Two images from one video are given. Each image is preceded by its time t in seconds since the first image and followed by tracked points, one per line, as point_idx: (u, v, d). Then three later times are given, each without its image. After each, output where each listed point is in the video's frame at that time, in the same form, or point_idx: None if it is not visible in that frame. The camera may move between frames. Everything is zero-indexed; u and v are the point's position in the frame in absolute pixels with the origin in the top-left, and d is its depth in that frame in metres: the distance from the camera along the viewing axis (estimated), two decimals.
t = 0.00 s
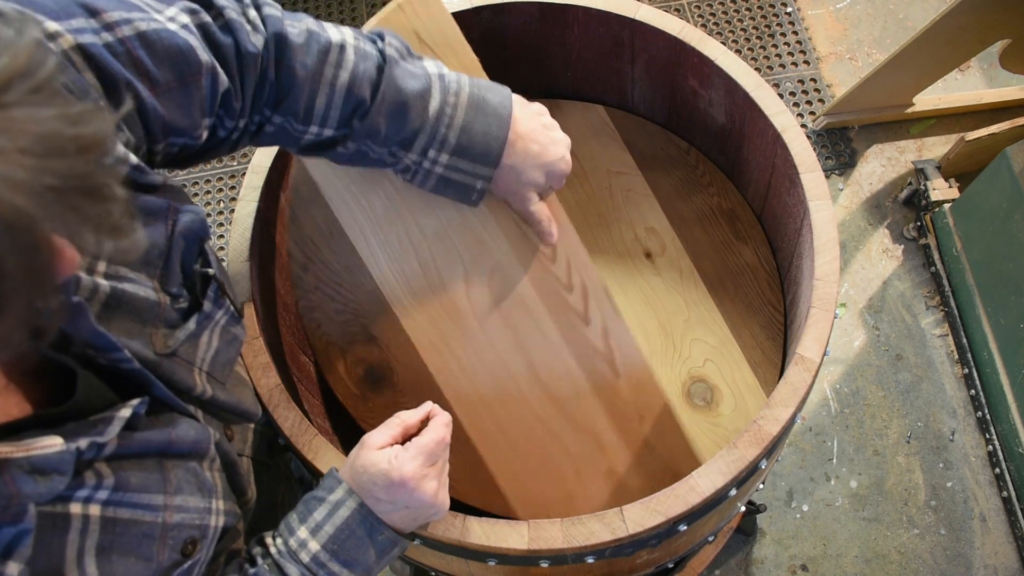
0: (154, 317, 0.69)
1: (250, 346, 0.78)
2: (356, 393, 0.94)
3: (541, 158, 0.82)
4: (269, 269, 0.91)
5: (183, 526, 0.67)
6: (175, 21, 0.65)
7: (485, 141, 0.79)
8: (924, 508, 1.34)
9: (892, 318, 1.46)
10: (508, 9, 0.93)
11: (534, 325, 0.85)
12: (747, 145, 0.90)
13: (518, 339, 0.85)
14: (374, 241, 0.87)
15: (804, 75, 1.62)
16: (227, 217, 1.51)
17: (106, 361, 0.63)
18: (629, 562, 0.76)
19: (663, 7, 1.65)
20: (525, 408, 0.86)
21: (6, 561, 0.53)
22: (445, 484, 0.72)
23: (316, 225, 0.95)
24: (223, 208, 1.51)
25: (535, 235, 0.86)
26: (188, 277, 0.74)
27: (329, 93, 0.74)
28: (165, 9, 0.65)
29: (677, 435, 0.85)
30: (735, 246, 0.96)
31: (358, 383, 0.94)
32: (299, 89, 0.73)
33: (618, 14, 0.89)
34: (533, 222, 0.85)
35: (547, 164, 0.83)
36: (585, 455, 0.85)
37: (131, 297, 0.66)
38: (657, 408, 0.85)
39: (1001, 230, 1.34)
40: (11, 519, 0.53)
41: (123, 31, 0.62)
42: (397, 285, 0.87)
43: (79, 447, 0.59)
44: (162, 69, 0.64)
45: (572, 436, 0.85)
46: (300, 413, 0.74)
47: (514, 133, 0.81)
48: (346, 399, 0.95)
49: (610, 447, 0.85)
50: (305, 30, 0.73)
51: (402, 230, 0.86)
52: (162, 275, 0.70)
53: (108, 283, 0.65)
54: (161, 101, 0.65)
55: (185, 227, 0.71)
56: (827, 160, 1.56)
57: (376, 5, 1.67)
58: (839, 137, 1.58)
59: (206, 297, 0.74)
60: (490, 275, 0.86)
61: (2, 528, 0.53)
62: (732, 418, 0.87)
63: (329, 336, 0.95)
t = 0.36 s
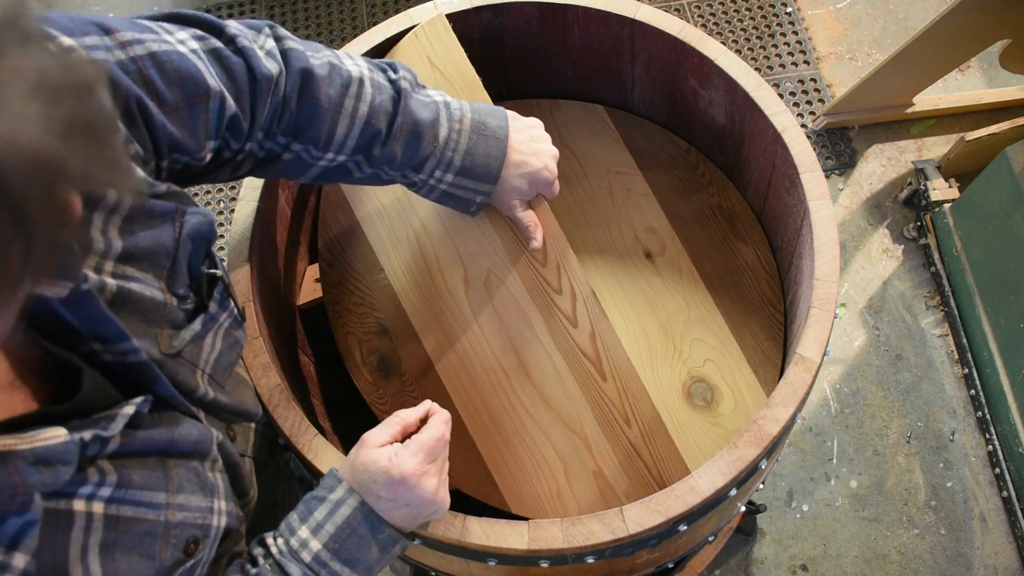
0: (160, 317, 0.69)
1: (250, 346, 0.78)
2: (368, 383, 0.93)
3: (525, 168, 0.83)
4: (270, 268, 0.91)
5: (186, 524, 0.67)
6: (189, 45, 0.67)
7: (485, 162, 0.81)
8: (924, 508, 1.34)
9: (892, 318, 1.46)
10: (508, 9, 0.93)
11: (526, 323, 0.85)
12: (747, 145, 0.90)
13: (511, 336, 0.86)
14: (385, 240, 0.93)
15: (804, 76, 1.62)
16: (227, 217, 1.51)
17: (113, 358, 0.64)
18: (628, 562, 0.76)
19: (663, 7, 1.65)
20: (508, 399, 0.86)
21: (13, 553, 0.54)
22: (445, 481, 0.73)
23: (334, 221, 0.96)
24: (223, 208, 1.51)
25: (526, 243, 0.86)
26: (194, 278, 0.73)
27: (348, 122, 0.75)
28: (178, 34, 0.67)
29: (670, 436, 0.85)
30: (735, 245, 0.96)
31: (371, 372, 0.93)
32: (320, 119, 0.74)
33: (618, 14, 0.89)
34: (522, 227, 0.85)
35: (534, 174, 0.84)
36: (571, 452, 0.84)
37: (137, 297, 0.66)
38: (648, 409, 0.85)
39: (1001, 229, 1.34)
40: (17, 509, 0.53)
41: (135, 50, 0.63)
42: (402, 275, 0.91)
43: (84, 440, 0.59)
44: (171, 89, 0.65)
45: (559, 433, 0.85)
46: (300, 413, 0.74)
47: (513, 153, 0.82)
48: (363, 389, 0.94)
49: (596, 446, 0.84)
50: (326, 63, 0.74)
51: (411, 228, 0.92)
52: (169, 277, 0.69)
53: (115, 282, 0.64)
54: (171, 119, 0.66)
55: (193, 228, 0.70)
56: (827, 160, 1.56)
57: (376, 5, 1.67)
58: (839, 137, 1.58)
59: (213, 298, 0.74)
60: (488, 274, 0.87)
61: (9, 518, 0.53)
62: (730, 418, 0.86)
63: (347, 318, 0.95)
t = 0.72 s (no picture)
0: (165, 306, 0.69)
1: (251, 345, 0.79)
2: (344, 373, 0.93)
3: (543, 151, 0.83)
4: (269, 267, 0.91)
5: (191, 519, 0.67)
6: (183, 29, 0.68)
7: (488, 135, 0.80)
8: (924, 508, 1.34)
9: (892, 318, 1.46)
10: (508, 8, 0.93)
11: (525, 314, 0.86)
12: (747, 145, 0.90)
13: (511, 329, 0.86)
14: (371, 216, 0.90)
15: (804, 75, 1.62)
16: (227, 217, 1.51)
17: (120, 344, 0.64)
18: (628, 562, 0.76)
19: (664, 7, 1.65)
20: (505, 391, 0.86)
21: (24, 533, 0.54)
22: (445, 478, 0.73)
23: (313, 200, 0.93)
24: (223, 209, 1.51)
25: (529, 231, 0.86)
26: (199, 268, 0.73)
27: (336, 97, 0.76)
28: (175, 20, 0.68)
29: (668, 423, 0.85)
30: (735, 245, 0.96)
31: (347, 361, 0.93)
32: (307, 93, 0.75)
33: (618, 14, 0.89)
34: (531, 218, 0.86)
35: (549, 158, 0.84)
36: (568, 447, 0.85)
37: (142, 283, 0.66)
38: (648, 406, 0.86)
39: (1001, 229, 1.34)
40: (28, 482, 0.53)
41: (135, 38, 0.64)
42: (393, 265, 0.89)
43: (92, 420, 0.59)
44: (172, 75, 0.66)
45: (556, 428, 0.85)
46: (300, 413, 0.74)
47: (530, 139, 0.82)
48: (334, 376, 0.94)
49: (593, 441, 0.85)
50: (310, 38, 0.75)
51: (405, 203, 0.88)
52: (173, 265, 0.69)
53: (119, 268, 0.64)
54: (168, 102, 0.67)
55: (196, 217, 0.71)
56: (827, 160, 1.56)
57: (377, 5, 1.67)
58: (839, 137, 1.58)
59: (216, 287, 0.74)
60: (487, 261, 0.86)
61: (20, 495, 0.53)
62: (732, 418, 0.86)
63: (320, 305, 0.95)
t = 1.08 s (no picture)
0: (179, 314, 0.69)
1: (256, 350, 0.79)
2: (314, 362, 0.91)
3: (533, 194, 0.87)
4: (269, 266, 0.91)
5: (199, 527, 0.67)
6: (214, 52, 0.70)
7: (494, 178, 0.84)
8: (924, 508, 1.34)
9: (892, 318, 1.46)
10: (508, 8, 0.93)
11: (489, 341, 0.85)
12: (747, 146, 0.90)
13: (472, 360, 0.84)
14: (369, 230, 0.93)
15: (804, 76, 1.62)
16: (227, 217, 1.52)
17: (134, 357, 0.65)
18: (629, 562, 0.76)
19: (663, 7, 1.65)
20: (456, 414, 0.82)
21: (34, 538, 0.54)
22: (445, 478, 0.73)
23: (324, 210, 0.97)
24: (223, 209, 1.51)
25: (502, 260, 0.88)
26: (213, 276, 0.74)
27: (362, 130, 0.77)
28: (199, 41, 0.69)
29: (639, 440, 0.85)
30: (735, 245, 0.96)
31: (318, 352, 0.92)
32: (334, 128, 0.76)
33: (618, 14, 0.89)
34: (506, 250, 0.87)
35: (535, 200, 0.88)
36: (500, 476, 0.80)
37: (159, 292, 0.67)
38: (641, 409, 0.86)
39: (1001, 229, 1.34)
40: (43, 484, 0.54)
41: (160, 56, 0.65)
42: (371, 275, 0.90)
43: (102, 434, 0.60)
44: (193, 96, 0.67)
45: (494, 455, 0.80)
46: (300, 413, 0.73)
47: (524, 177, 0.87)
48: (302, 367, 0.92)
49: (527, 474, 0.80)
50: (341, 71, 0.76)
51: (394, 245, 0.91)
52: (188, 274, 0.71)
53: (137, 278, 0.65)
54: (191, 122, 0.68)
55: (210, 224, 0.71)
56: (827, 160, 1.56)
57: (376, 5, 1.67)
58: (839, 137, 1.58)
59: (229, 295, 0.75)
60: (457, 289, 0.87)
61: (37, 497, 0.54)
62: (732, 419, 0.86)
63: (306, 299, 0.94)
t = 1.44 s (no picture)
0: (192, 323, 0.70)
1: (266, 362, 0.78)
2: (325, 416, 0.90)
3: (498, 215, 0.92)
4: (270, 268, 0.91)
5: (205, 534, 0.67)
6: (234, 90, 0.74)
7: (468, 211, 0.91)
8: (924, 508, 1.34)
9: (892, 318, 1.46)
10: (508, 9, 0.93)
11: (488, 361, 0.89)
12: (747, 145, 0.90)
13: (471, 377, 0.89)
14: (365, 265, 0.97)
15: (804, 76, 1.62)
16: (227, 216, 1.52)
17: (147, 363, 0.66)
18: (628, 562, 0.76)
19: (664, 7, 1.65)
20: (466, 432, 0.85)
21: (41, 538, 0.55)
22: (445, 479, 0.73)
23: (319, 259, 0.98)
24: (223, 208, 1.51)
25: (486, 285, 0.94)
26: (229, 286, 0.75)
27: (370, 169, 0.83)
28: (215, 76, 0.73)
29: (638, 437, 0.85)
30: (735, 244, 0.96)
31: (329, 407, 0.91)
32: (345, 166, 0.82)
33: (618, 14, 0.89)
34: (486, 272, 0.93)
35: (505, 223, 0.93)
36: (522, 488, 0.82)
37: (172, 299, 0.68)
38: (644, 409, 0.87)
39: (1001, 229, 1.34)
40: (57, 489, 0.54)
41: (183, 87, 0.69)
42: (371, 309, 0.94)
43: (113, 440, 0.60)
44: (212, 127, 0.71)
45: (511, 467, 0.83)
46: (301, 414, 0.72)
47: (487, 203, 0.92)
48: (316, 424, 0.91)
49: (547, 480, 0.82)
50: (352, 114, 0.81)
51: (387, 278, 0.96)
52: (204, 284, 0.71)
53: (152, 284, 0.66)
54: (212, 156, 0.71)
55: (229, 233, 0.71)
56: (827, 160, 1.56)
57: (376, 5, 1.67)
58: (839, 137, 1.58)
59: (244, 307, 0.75)
60: (452, 315, 0.92)
61: (49, 504, 0.55)
62: (734, 417, 0.86)
63: (311, 357, 0.94)
